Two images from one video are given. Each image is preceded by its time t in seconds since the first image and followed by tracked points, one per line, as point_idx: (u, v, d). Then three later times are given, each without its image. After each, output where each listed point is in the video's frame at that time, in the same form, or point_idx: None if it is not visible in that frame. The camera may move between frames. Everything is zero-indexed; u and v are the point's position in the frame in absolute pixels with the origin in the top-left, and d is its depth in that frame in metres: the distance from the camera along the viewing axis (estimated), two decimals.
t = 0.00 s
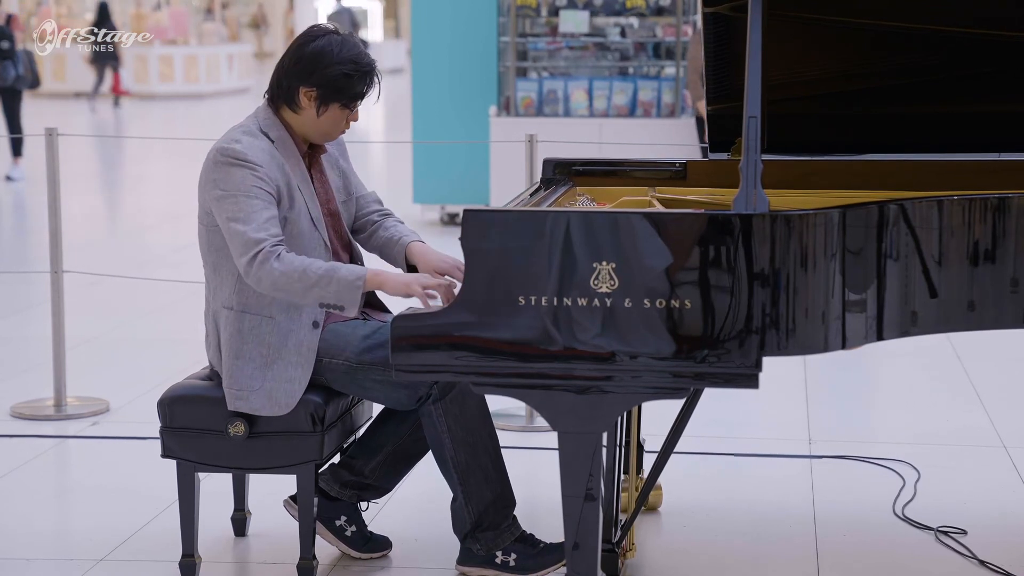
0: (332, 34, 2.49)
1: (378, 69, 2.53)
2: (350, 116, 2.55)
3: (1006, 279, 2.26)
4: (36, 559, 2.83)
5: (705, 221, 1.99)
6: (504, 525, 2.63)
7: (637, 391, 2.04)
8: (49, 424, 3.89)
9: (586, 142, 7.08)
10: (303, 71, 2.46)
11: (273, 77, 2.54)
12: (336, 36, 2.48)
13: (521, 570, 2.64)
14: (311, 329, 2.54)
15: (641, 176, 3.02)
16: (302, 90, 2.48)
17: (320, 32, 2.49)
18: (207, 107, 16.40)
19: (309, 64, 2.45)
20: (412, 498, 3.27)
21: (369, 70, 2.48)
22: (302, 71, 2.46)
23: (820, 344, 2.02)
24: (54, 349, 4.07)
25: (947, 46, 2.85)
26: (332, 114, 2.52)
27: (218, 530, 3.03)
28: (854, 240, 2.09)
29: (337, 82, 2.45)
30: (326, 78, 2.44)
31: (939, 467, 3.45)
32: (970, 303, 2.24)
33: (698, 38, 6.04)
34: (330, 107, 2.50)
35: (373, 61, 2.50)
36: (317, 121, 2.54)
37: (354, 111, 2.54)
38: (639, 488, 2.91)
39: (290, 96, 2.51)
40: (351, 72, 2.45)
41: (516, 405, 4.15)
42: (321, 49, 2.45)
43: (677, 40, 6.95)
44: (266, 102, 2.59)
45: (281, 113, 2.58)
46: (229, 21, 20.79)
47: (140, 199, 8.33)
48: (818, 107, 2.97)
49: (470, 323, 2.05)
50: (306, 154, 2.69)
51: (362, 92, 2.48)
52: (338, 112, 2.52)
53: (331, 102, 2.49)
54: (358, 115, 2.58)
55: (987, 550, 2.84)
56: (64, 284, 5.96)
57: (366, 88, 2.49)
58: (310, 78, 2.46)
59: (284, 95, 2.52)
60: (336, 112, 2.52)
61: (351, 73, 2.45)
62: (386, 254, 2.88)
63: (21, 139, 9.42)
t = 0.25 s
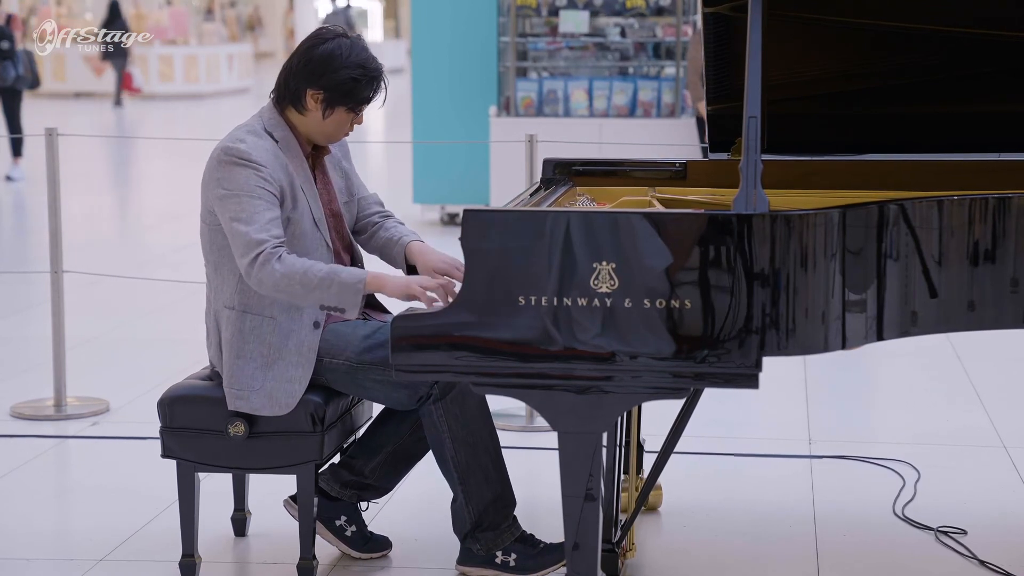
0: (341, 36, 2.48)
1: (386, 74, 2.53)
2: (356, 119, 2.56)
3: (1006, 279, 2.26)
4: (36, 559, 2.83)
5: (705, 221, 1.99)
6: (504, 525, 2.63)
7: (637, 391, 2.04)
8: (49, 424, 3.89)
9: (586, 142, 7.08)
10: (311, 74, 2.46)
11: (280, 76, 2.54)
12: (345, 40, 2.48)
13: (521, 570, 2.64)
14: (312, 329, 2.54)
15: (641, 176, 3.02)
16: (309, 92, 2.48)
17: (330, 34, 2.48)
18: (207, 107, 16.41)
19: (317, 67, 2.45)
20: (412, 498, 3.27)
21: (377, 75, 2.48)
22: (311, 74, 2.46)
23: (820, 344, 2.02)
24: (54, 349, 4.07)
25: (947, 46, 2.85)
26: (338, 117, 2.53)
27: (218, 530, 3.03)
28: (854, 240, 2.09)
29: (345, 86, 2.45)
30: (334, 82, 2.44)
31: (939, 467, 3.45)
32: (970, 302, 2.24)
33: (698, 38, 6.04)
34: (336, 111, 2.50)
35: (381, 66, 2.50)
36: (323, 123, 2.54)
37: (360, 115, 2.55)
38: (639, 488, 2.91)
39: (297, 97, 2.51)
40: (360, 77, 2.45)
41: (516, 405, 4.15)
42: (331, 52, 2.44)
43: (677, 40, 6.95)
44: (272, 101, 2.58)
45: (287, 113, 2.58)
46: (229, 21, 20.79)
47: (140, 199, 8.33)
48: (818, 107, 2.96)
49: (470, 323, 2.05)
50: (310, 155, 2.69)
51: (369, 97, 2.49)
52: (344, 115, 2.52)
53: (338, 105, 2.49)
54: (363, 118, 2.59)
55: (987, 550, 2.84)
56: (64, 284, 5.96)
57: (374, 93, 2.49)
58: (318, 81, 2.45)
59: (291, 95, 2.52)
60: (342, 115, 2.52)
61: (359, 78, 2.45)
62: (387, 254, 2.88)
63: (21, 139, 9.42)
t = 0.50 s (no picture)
0: (346, 36, 2.48)
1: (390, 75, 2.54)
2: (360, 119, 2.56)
3: (1006, 279, 2.26)
4: (36, 559, 2.83)
5: (705, 221, 1.99)
6: (504, 525, 2.63)
7: (637, 391, 2.04)
8: (49, 424, 3.89)
9: (586, 142, 7.08)
10: (317, 74, 2.46)
11: (284, 76, 2.53)
12: (350, 40, 2.48)
13: (521, 570, 2.64)
14: (312, 329, 2.54)
15: (641, 176, 3.02)
16: (314, 92, 2.48)
17: (334, 34, 2.48)
18: (207, 108, 16.41)
19: (322, 67, 2.44)
20: (412, 498, 3.27)
21: (381, 76, 2.48)
22: (316, 74, 2.46)
23: (820, 344, 2.02)
24: (54, 349, 4.07)
25: (947, 46, 2.85)
26: (343, 117, 2.53)
27: (218, 530, 3.03)
28: (854, 240, 2.09)
29: (350, 87, 2.45)
30: (339, 83, 2.44)
31: (939, 467, 3.45)
32: (970, 303, 2.24)
33: (699, 38, 6.04)
34: (340, 111, 2.51)
35: (385, 66, 2.50)
36: (327, 123, 2.54)
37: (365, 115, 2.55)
38: (639, 488, 2.91)
39: (301, 97, 2.51)
40: (365, 78, 2.45)
41: (516, 405, 4.15)
42: (337, 53, 2.44)
43: (677, 40, 6.95)
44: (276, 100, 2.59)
45: (290, 112, 2.58)
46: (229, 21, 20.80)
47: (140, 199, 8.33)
48: (818, 107, 2.96)
49: (470, 324, 2.05)
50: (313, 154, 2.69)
51: (374, 98, 2.49)
52: (348, 115, 2.53)
53: (343, 106, 2.49)
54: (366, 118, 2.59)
55: (987, 550, 2.84)
56: (64, 284, 5.96)
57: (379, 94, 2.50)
58: (324, 81, 2.45)
59: (295, 96, 2.52)
60: (347, 115, 2.53)
61: (364, 78, 2.45)
62: (385, 257, 2.87)
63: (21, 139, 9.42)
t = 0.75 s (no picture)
0: (350, 37, 2.48)
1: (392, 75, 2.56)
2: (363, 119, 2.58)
3: (1006, 279, 2.26)
4: (36, 559, 2.83)
5: (705, 221, 1.99)
6: (504, 525, 2.63)
7: (637, 391, 2.04)
8: (49, 424, 3.89)
9: (586, 142, 7.08)
10: (323, 77, 2.45)
11: (286, 78, 2.52)
12: (354, 41, 2.48)
13: (521, 570, 2.64)
14: (314, 330, 2.54)
15: (641, 176, 3.02)
16: (321, 95, 2.48)
17: (339, 36, 2.48)
18: (207, 108, 16.41)
19: (329, 70, 2.44)
20: (412, 498, 3.27)
21: (387, 76, 2.49)
22: (324, 77, 2.45)
23: (820, 344, 2.02)
24: (54, 349, 4.07)
25: (947, 46, 2.85)
26: (348, 118, 2.54)
27: (218, 530, 3.03)
28: (853, 240, 2.09)
29: (358, 89, 2.46)
30: (347, 85, 2.44)
31: (939, 467, 3.45)
32: (970, 302, 2.24)
33: (699, 38, 6.04)
34: (347, 112, 2.51)
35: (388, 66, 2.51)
36: (332, 125, 2.55)
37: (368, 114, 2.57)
38: (639, 488, 2.91)
39: (307, 100, 2.50)
40: (372, 79, 2.46)
41: (516, 405, 4.15)
42: (343, 55, 2.44)
43: (677, 40, 6.95)
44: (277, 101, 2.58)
45: (292, 114, 2.57)
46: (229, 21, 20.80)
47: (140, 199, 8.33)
48: (818, 107, 2.96)
49: (469, 323, 2.05)
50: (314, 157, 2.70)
51: (380, 98, 2.50)
52: (354, 116, 2.54)
53: (349, 107, 2.50)
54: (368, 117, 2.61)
55: (987, 550, 2.84)
56: (64, 284, 5.96)
57: (385, 94, 2.52)
58: (331, 84, 2.45)
59: (300, 99, 2.51)
60: (352, 116, 2.53)
61: (371, 79, 2.46)
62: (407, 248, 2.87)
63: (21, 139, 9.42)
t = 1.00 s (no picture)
0: (350, 38, 2.48)
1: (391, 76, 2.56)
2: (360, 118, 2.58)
3: (1006, 279, 2.26)
4: (36, 559, 2.83)
5: (705, 221, 1.99)
6: (504, 524, 2.63)
7: (638, 391, 2.04)
8: (49, 424, 3.89)
9: (586, 142, 7.07)
10: (322, 75, 2.45)
11: (286, 75, 2.52)
12: (354, 41, 2.48)
13: (521, 569, 2.64)
14: (320, 326, 2.54)
15: (641, 176, 3.02)
16: (320, 93, 2.48)
17: (339, 35, 2.48)
18: (207, 108, 16.41)
19: (328, 69, 2.44)
20: (412, 498, 3.27)
21: (385, 77, 2.49)
22: (323, 75, 2.45)
23: (820, 344, 2.02)
24: (54, 349, 4.07)
25: (947, 46, 2.85)
26: (346, 117, 2.54)
27: (218, 530, 3.03)
28: (854, 240, 2.09)
29: (356, 88, 2.46)
30: (346, 84, 2.45)
31: (939, 467, 3.45)
32: (970, 302, 2.24)
33: (699, 38, 6.04)
34: (344, 111, 2.52)
35: (386, 67, 2.51)
36: (330, 123, 2.55)
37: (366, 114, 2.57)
38: (639, 488, 2.91)
39: (305, 97, 2.50)
40: (371, 79, 2.47)
41: (516, 405, 4.15)
42: (343, 54, 2.44)
43: (677, 40, 6.95)
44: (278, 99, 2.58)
45: (292, 111, 2.57)
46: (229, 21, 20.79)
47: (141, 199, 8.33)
48: (818, 107, 2.96)
49: (470, 323, 2.05)
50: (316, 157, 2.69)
51: (378, 99, 2.51)
52: (351, 116, 2.54)
53: (347, 106, 2.51)
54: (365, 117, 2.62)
55: (987, 550, 2.84)
56: (64, 284, 5.97)
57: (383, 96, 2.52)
58: (329, 82, 2.46)
59: (298, 96, 2.51)
60: (350, 115, 2.54)
61: (369, 79, 2.46)
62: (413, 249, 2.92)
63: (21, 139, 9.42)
